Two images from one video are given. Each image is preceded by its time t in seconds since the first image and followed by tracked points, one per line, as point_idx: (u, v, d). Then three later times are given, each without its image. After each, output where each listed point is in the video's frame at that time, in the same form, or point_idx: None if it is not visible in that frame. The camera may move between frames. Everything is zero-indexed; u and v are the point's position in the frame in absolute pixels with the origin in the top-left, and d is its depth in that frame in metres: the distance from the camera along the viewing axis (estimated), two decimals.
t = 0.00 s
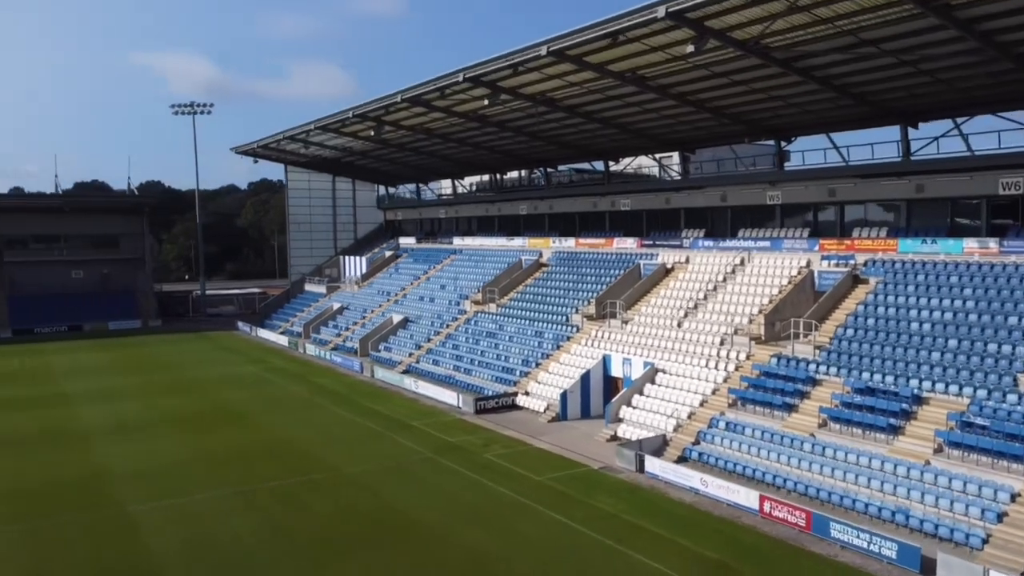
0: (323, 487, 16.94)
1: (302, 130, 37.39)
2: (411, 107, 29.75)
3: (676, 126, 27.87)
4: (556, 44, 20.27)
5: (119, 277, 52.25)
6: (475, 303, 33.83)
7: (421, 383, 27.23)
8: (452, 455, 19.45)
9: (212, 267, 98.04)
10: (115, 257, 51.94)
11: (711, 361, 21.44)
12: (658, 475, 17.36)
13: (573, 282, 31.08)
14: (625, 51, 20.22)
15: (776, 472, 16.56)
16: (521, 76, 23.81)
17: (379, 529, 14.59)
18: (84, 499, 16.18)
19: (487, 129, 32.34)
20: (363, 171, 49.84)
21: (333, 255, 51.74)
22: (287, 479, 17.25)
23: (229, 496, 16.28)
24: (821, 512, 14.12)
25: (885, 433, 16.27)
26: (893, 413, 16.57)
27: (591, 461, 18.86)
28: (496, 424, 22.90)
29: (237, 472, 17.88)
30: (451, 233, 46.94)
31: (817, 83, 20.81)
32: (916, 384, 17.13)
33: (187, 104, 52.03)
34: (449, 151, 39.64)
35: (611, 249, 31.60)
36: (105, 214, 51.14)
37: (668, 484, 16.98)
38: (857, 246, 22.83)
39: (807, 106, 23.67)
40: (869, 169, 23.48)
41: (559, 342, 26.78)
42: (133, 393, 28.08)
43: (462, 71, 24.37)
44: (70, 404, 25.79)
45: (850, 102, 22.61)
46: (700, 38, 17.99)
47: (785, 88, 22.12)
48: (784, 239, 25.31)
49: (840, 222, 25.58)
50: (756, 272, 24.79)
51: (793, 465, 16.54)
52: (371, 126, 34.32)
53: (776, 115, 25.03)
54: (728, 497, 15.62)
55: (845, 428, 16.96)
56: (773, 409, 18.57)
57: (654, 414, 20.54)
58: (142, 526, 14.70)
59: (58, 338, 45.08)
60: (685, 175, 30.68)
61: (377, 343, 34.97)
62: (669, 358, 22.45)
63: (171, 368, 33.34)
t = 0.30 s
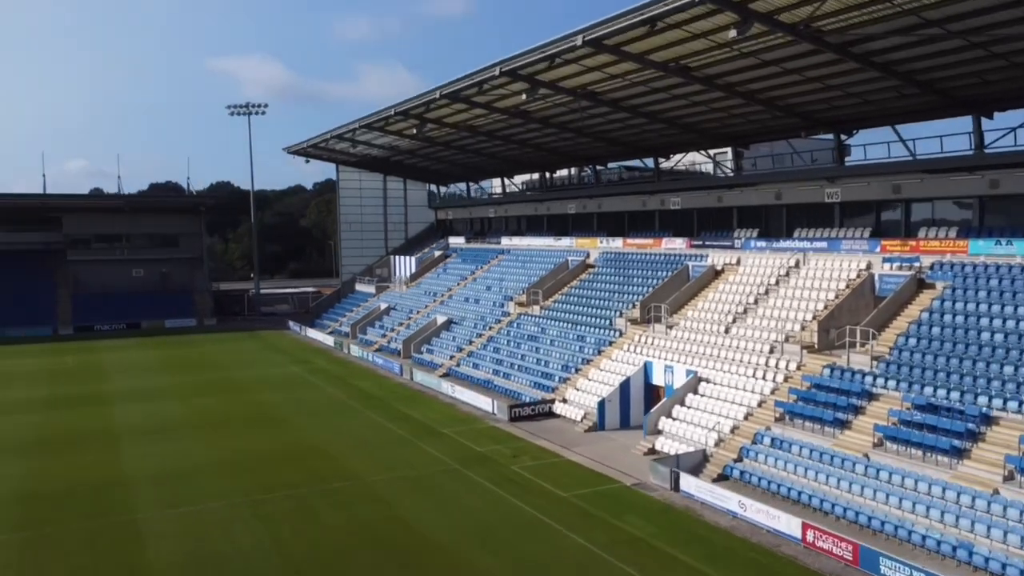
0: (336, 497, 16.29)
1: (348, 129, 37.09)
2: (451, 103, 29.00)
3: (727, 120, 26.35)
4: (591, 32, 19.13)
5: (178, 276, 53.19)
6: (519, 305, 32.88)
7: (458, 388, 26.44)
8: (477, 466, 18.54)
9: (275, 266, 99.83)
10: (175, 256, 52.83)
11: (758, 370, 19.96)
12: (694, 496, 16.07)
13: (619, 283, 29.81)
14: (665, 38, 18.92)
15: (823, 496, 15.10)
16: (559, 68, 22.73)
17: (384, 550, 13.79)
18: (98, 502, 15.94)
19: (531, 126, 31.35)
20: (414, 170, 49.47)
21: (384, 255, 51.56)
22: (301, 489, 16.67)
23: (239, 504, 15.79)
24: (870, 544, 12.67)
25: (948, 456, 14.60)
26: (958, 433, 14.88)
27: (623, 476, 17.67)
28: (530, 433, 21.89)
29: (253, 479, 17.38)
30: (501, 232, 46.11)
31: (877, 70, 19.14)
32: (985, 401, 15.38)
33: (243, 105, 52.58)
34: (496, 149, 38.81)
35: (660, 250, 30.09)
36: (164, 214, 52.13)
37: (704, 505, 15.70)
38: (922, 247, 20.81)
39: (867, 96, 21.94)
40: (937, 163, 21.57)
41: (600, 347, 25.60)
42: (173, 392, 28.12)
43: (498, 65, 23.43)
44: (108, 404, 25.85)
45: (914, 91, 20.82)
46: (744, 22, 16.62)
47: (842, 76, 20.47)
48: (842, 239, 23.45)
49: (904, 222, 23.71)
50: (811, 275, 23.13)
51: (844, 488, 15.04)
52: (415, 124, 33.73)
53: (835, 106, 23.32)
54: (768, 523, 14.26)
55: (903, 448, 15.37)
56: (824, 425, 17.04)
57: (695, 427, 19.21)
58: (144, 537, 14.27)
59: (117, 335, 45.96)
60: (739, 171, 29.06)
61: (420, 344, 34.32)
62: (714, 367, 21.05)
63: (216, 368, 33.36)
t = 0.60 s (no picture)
0: (350, 511, 15.46)
1: (400, 127, 36.53)
2: (498, 99, 27.98)
3: (789, 111, 24.47)
4: (633, 17, 17.72)
5: (242, 275, 53.82)
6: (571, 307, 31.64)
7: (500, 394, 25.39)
8: (505, 480, 17.44)
9: (343, 266, 101.13)
10: (238, 255, 53.53)
11: (816, 384, 18.20)
12: (736, 523, 14.55)
13: (674, 286, 28.22)
14: (714, 21, 17.35)
15: (882, 529, 13.37)
16: (604, 58, 21.37)
17: (392, 572, 12.85)
18: (110, 508, 15.53)
19: (583, 121, 30.03)
20: (472, 169, 48.73)
21: (441, 255, 51.05)
22: (315, 501, 15.92)
23: (249, 515, 15.13)
24: None
25: None
26: None
27: (661, 498, 16.26)
28: (568, 444, 20.65)
29: (272, 487, 16.75)
30: (558, 232, 44.91)
31: (954, 51, 17.15)
32: None
33: (304, 106, 52.85)
34: (551, 146, 37.61)
35: (718, 250, 28.35)
36: (228, 214, 52.89)
37: (746, 536, 14.17)
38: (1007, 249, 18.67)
39: (944, 82, 19.86)
40: None
41: (649, 353, 24.15)
42: (217, 392, 27.98)
43: (540, 56, 22.21)
44: (151, 403, 25.82)
45: (998, 74, 18.68)
46: None
47: (915, 60, 18.50)
48: (916, 240, 21.37)
49: (987, 221, 21.50)
50: (879, 278, 21.13)
51: (906, 522, 13.29)
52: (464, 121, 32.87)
53: (908, 94, 21.26)
54: (816, 559, 12.66)
55: (976, 478, 13.48)
56: (887, 449, 15.23)
57: (744, 445, 17.62)
58: (149, 546, 13.75)
59: (180, 333, 46.72)
60: (804, 167, 27.08)
61: (469, 347, 33.47)
62: (767, 378, 19.37)
63: (265, 368, 33.24)
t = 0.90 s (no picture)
0: (362, 522, 14.73)
1: (445, 124, 35.84)
2: (540, 93, 26.96)
3: (850, 101, 22.70)
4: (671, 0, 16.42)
5: (297, 273, 54.35)
6: (618, 310, 30.39)
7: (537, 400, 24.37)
8: (528, 494, 16.43)
9: (402, 264, 101.66)
10: (294, 254, 54.17)
11: (871, 397, 16.61)
12: (776, 552, 13.16)
13: (725, 289, 26.71)
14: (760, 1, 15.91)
15: (941, 566, 11.82)
16: (645, 46, 20.08)
17: None
18: (121, 516, 15.18)
19: (631, 115, 28.74)
20: (524, 167, 47.83)
21: (493, 254, 50.33)
22: (327, 511, 15.25)
23: (257, 525, 14.55)
24: None
25: None
26: None
27: (695, 520, 14.98)
28: (603, 455, 19.49)
29: (286, 495, 16.18)
30: (610, 231, 43.61)
31: None
32: None
33: (356, 104, 52.70)
34: (601, 142, 36.38)
35: (773, 251, 26.68)
36: (283, 213, 53.31)
37: (786, 567, 12.80)
38: None
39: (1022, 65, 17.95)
40: None
41: (695, 360, 22.78)
42: (256, 392, 27.77)
43: (577, 46, 21.06)
44: (189, 403, 25.73)
45: None
46: None
47: (988, 41, 16.69)
48: (989, 240, 19.46)
49: None
50: (947, 282, 19.32)
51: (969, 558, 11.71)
52: (509, 117, 31.95)
53: (981, 79, 19.36)
54: None
55: None
56: (950, 474, 13.61)
57: (790, 464, 16.18)
58: (150, 557, 13.26)
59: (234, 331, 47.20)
60: (867, 161, 25.22)
61: (513, 349, 32.56)
62: (818, 390, 17.84)
63: (308, 368, 33.00)
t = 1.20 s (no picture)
0: (369, 536, 14.02)
1: (492, 122, 35.06)
2: (584, 87, 25.87)
3: (916, 89, 20.93)
4: None
5: (350, 273, 54.52)
6: (666, 313, 29.02)
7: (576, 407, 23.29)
8: (551, 511, 15.43)
9: (461, 263, 101.52)
10: (347, 253, 54.29)
11: (932, 415, 15.02)
12: None
13: (779, 292, 25.10)
14: None
15: None
16: (687, 33, 18.80)
17: None
18: (129, 520, 14.85)
19: (680, 109, 27.38)
20: (576, 164, 46.69)
21: (545, 254, 49.34)
22: (336, 523, 14.59)
23: (261, 535, 14.00)
24: None
25: None
26: None
27: (730, 547, 13.70)
28: (638, 469, 18.30)
29: (298, 504, 15.60)
30: (664, 230, 42.10)
31: None
32: None
33: (409, 103, 52.43)
34: (652, 138, 35.01)
35: (833, 251, 24.79)
36: (337, 213, 53.47)
37: None
38: None
39: None
40: None
41: (742, 368, 21.37)
42: (294, 394, 27.51)
43: (615, 36, 19.93)
44: (225, 404, 25.60)
45: None
46: None
47: None
48: None
49: None
50: None
51: None
52: (555, 113, 30.93)
53: None
54: None
55: None
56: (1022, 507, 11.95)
57: (838, 488, 14.73)
58: (147, 565, 12.81)
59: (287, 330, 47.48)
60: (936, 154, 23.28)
61: (558, 352, 31.53)
62: (873, 405, 16.29)
63: (350, 369, 32.67)
